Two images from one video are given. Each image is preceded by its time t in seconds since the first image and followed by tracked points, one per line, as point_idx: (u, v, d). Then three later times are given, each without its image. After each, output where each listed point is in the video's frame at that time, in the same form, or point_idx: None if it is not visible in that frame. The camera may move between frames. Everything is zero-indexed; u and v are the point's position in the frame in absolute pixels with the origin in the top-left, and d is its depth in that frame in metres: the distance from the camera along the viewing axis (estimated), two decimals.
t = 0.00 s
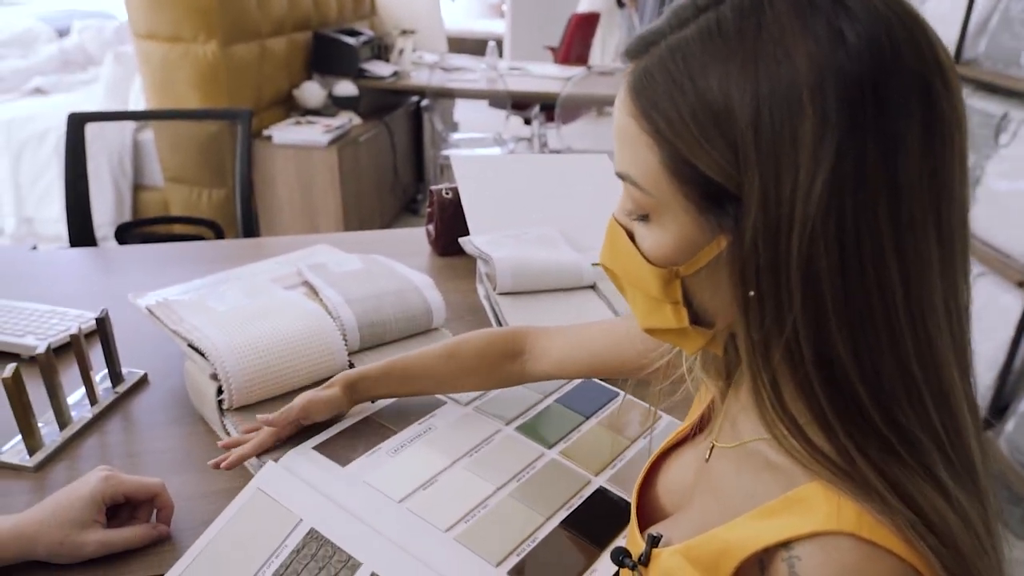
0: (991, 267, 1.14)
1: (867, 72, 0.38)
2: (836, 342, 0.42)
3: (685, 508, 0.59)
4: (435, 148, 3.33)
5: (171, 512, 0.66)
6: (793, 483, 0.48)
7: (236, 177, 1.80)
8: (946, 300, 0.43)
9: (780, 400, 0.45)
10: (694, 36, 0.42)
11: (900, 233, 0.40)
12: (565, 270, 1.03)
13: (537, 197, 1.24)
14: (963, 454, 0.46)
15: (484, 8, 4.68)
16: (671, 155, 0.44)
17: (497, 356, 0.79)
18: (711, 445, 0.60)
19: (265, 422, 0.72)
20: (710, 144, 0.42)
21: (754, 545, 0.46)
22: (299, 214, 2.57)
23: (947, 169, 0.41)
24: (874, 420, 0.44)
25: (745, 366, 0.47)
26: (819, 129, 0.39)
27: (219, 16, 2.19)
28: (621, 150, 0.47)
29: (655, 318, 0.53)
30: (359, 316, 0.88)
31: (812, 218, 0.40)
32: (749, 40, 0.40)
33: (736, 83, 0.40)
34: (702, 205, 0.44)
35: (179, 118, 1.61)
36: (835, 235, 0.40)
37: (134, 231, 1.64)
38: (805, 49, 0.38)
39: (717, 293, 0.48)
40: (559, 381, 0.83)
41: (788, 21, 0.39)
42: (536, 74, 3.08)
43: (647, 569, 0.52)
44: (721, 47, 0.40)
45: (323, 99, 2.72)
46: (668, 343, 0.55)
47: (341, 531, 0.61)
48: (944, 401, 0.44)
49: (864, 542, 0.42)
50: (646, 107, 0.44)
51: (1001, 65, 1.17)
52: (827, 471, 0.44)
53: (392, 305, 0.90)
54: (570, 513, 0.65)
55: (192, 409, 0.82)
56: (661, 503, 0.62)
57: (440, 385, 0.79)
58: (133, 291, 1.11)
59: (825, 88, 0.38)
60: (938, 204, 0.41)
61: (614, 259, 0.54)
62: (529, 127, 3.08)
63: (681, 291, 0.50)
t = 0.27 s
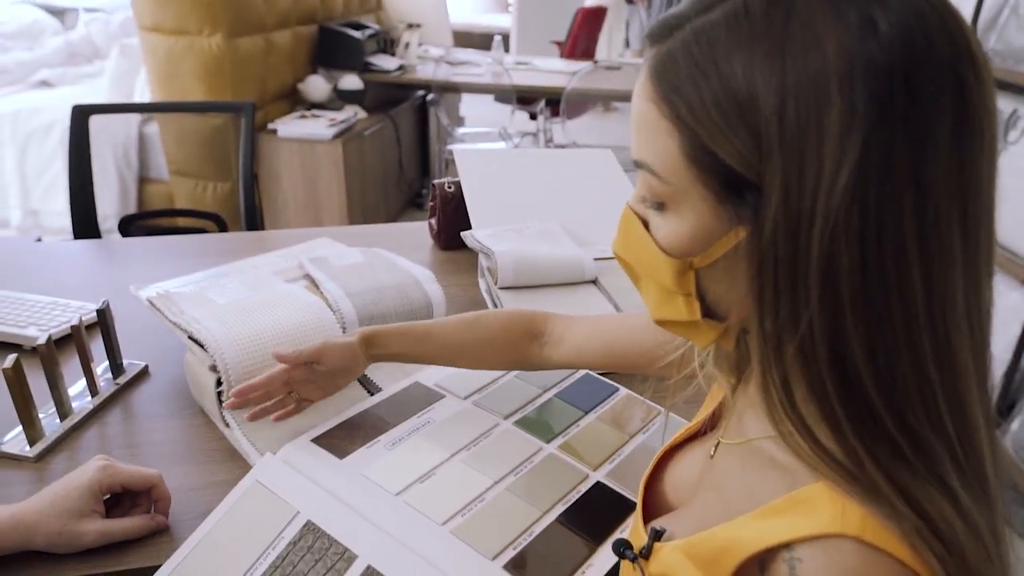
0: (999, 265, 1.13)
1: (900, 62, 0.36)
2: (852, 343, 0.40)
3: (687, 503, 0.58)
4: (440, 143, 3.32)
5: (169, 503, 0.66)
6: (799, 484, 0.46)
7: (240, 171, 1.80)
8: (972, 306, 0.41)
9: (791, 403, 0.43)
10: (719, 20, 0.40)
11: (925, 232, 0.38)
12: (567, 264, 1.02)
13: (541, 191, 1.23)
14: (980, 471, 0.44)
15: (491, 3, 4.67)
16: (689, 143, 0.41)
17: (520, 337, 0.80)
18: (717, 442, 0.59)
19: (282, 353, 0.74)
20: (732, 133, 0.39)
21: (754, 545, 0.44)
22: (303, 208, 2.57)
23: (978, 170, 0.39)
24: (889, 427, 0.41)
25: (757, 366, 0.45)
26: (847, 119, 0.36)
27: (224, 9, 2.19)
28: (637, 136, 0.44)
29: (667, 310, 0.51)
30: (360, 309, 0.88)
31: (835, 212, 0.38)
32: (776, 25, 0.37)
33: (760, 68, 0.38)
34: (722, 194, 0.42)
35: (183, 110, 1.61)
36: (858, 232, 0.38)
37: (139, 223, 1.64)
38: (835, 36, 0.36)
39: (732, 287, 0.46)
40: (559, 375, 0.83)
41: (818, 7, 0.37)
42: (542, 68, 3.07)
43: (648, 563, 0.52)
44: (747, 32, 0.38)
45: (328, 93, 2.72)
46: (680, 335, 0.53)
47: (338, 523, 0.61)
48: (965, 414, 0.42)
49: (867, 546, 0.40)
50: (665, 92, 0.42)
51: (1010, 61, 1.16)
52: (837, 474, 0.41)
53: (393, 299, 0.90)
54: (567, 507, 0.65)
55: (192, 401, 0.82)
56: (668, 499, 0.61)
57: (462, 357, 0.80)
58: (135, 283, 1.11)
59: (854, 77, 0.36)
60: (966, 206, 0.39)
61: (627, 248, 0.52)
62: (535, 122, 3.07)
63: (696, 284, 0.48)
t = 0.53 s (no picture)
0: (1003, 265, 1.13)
1: (903, 62, 0.36)
2: (853, 347, 0.39)
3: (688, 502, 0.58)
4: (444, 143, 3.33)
5: (170, 501, 0.66)
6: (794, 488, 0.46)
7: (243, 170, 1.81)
8: (977, 310, 0.40)
9: (790, 407, 0.43)
10: (720, 20, 0.39)
11: (928, 234, 0.38)
12: (568, 264, 1.02)
13: (542, 191, 1.24)
14: (981, 479, 0.43)
15: (494, 3, 4.68)
16: (691, 145, 0.41)
17: (564, 330, 0.83)
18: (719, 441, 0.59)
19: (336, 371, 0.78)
20: (734, 135, 0.39)
21: (746, 547, 0.44)
22: (307, 208, 2.57)
23: (982, 172, 0.38)
24: (888, 433, 0.41)
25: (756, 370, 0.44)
26: (849, 120, 0.36)
27: (229, 10, 2.20)
28: (639, 140, 0.44)
29: (668, 314, 0.51)
30: (360, 308, 0.88)
31: (837, 214, 0.37)
32: (777, 24, 0.37)
33: (762, 69, 0.37)
34: (723, 197, 0.41)
35: (186, 111, 1.62)
36: (859, 235, 0.37)
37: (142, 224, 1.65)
38: (837, 36, 0.36)
39: (732, 291, 0.46)
40: (561, 374, 0.83)
41: (820, 6, 0.36)
42: (545, 68, 3.07)
43: (645, 560, 0.52)
44: (748, 32, 0.38)
45: (332, 93, 2.73)
46: (681, 338, 0.53)
47: (337, 522, 0.61)
48: (968, 420, 0.41)
49: (858, 554, 0.41)
50: (667, 94, 0.42)
51: (1014, 60, 1.16)
52: (830, 481, 0.42)
53: (394, 298, 0.91)
54: (566, 506, 0.65)
55: (194, 400, 0.82)
56: (670, 497, 0.61)
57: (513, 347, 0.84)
58: (138, 283, 1.12)
59: (856, 76, 0.35)
60: (970, 208, 0.38)
61: (626, 251, 0.52)
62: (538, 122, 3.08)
63: (696, 287, 0.48)
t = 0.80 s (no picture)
0: (1002, 262, 1.13)
1: (886, 60, 0.36)
2: (839, 346, 0.39)
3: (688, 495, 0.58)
4: (444, 140, 3.33)
5: (167, 497, 0.67)
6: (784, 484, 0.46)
7: (243, 168, 1.81)
8: (964, 307, 0.40)
9: (777, 405, 0.43)
10: (704, 23, 0.39)
11: (913, 233, 0.38)
12: (565, 261, 1.03)
13: (540, 188, 1.24)
14: (969, 477, 0.43)
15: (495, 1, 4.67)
16: (678, 147, 0.41)
17: (562, 341, 0.82)
18: (716, 437, 0.59)
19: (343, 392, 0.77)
20: (719, 135, 0.39)
21: (734, 542, 0.44)
22: (307, 206, 2.58)
23: (968, 169, 0.38)
24: (875, 431, 0.41)
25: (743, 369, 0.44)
26: (833, 119, 0.36)
27: (229, 7, 2.20)
28: (627, 142, 0.44)
29: (659, 316, 0.50)
30: (357, 305, 0.88)
31: (822, 214, 0.37)
32: (761, 26, 0.37)
33: (746, 69, 0.37)
34: (710, 198, 0.42)
35: (186, 108, 1.62)
36: (844, 234, 0.38)
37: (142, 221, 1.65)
38: (820, 36, 0.36)
39: (722, 292, 0.46)
40: (556, 370, 0.83)
41: (803, 7, 0.37)
42: (545, 66, 3.08)
43: (640, 552, 0.52)
44: (731, 34, 0.38)
45: (332, 91, 2.73)
46: (675, 340, 0.53)
47: (332, 517, 0.61)
48: (957, 417, 0.41)
49: (845, 551, 0.41)
50: (653, 97, 0.42)
51: (1013, 57, 1.16)
52: (817, 479, 0.42)
53: (391, 295, 0.91)
54: (561, 501, 0.65)
55: (191, 396, 0.83)
56: (667, 490, 0.61)
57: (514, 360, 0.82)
58: (137, 279, 1.12)
59: (840, 76, 0.36)
60: (956, 206, 0.38)
61: (619, 254, 0.52)
62: (539, 120, 3.08)
63: (688, 288, 0.48)
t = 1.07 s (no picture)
0: (997, 264, 1.14)
1: (862, 63, 0.36)
2: (823, 346, 0.40)
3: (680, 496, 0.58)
4: (443, 141, 3.34)
5: (161, 497, 0.67)
6: (772, 483, 0.47)
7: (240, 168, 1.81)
8: (947, 305, 0.41)
9: (763, 405, 0.43)
10: (684, 31, 0.40)
11: (893, 233, 0.38)
12: (560, 262, 1.03)
13: (536, 189, 1.24)
14: (955, 473, 0.43)
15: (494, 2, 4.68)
16: (662, 152, 0.41)
17: (556, 343, 0.83)
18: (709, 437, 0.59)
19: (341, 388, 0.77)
20: (702, 141, 0.39)
21: (722, 541, 0.45)
22: (305, 207, 2.58)
23: (948, 168, 0.39)
24: (860, 430, 0.41)
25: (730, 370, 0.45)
26: (812, 123, 0.36)
27: (227, 7, 2.20)
28: (615, 148, 0.45)
29: (653, 317, 0.51)
30: (352, 305, 0.89)
31: (803, 216, 0.38)
32: (739, 32, 0.38)
33: (726, 75, 0.38)
34: (695, 202, 0.42)
35: (183, 109, 1.62)
36: (825, 236, 0.38)
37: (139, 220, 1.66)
38: (796, 41, 0.36)
39: (711, 295, 0.46)
40: (548, 371, 0.83)
41: (779, 12, 0.37)
42: (544, 67, 3.08)
43: (631, 550, 0.52)
44: (710, 41, 0.38)
45: (330, 91, 2.73)
46: (669, 341, 0.53)
47: (324, 517, 0.61)
48: (941, 414, 0.42)
49: (832, 550, 0.41)
50: (637, 104, 0.42)
51: (1008, 60, 1.16)
52: (804, 477, 0.42)
53: (386, 296, 0.91)
54: (553, 501, 0.65)
55: (186, 397, 0.83)
56: (659, 490, 0.61)
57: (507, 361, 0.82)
58: (133, 279, 1.12)
59: (817, 81, 0.36)
60: (937, 205, 0.39)
61: (611, 257, 0.52)
62: (537, 121, 3.09)
63: (678, 290, 0.48)
